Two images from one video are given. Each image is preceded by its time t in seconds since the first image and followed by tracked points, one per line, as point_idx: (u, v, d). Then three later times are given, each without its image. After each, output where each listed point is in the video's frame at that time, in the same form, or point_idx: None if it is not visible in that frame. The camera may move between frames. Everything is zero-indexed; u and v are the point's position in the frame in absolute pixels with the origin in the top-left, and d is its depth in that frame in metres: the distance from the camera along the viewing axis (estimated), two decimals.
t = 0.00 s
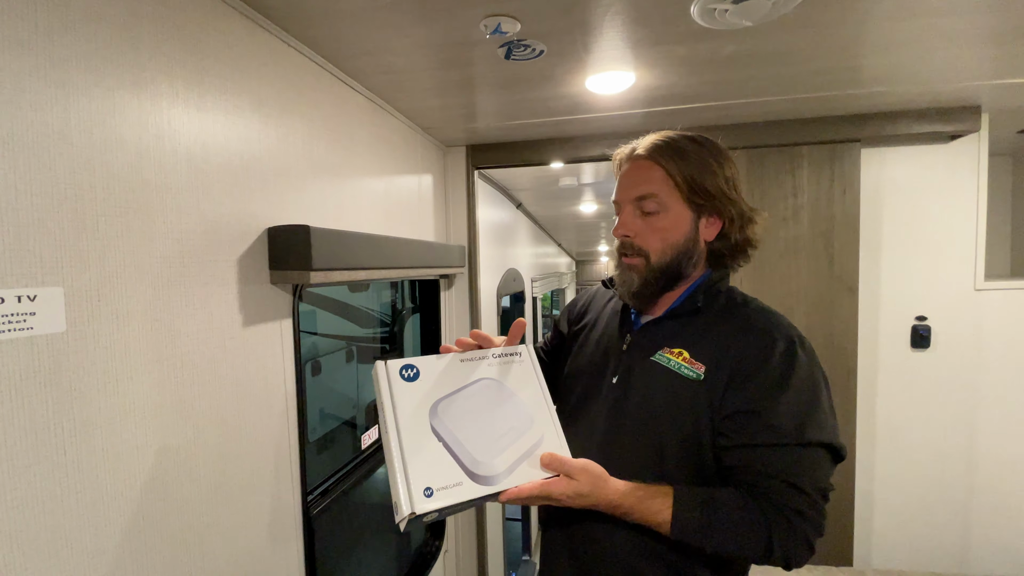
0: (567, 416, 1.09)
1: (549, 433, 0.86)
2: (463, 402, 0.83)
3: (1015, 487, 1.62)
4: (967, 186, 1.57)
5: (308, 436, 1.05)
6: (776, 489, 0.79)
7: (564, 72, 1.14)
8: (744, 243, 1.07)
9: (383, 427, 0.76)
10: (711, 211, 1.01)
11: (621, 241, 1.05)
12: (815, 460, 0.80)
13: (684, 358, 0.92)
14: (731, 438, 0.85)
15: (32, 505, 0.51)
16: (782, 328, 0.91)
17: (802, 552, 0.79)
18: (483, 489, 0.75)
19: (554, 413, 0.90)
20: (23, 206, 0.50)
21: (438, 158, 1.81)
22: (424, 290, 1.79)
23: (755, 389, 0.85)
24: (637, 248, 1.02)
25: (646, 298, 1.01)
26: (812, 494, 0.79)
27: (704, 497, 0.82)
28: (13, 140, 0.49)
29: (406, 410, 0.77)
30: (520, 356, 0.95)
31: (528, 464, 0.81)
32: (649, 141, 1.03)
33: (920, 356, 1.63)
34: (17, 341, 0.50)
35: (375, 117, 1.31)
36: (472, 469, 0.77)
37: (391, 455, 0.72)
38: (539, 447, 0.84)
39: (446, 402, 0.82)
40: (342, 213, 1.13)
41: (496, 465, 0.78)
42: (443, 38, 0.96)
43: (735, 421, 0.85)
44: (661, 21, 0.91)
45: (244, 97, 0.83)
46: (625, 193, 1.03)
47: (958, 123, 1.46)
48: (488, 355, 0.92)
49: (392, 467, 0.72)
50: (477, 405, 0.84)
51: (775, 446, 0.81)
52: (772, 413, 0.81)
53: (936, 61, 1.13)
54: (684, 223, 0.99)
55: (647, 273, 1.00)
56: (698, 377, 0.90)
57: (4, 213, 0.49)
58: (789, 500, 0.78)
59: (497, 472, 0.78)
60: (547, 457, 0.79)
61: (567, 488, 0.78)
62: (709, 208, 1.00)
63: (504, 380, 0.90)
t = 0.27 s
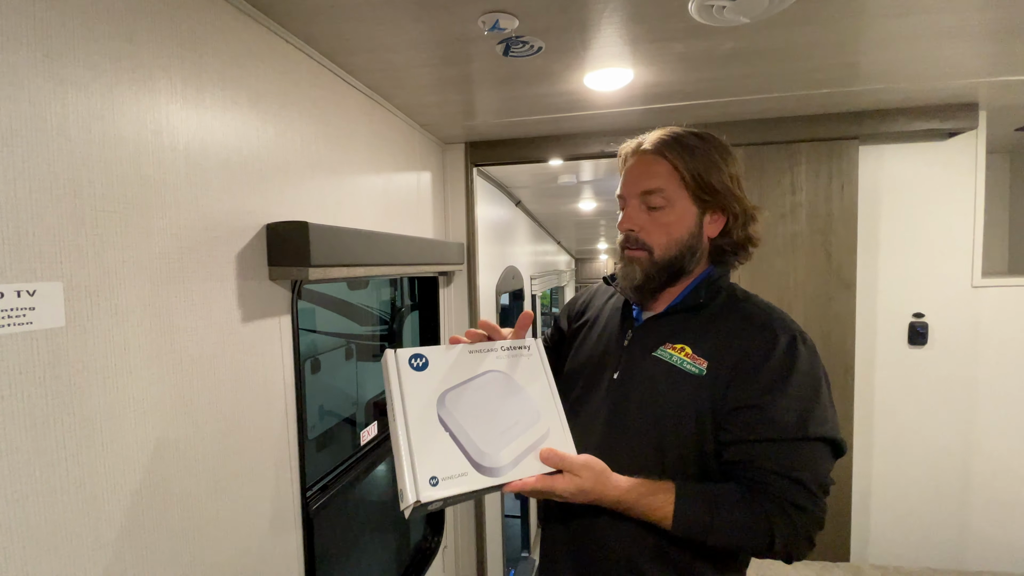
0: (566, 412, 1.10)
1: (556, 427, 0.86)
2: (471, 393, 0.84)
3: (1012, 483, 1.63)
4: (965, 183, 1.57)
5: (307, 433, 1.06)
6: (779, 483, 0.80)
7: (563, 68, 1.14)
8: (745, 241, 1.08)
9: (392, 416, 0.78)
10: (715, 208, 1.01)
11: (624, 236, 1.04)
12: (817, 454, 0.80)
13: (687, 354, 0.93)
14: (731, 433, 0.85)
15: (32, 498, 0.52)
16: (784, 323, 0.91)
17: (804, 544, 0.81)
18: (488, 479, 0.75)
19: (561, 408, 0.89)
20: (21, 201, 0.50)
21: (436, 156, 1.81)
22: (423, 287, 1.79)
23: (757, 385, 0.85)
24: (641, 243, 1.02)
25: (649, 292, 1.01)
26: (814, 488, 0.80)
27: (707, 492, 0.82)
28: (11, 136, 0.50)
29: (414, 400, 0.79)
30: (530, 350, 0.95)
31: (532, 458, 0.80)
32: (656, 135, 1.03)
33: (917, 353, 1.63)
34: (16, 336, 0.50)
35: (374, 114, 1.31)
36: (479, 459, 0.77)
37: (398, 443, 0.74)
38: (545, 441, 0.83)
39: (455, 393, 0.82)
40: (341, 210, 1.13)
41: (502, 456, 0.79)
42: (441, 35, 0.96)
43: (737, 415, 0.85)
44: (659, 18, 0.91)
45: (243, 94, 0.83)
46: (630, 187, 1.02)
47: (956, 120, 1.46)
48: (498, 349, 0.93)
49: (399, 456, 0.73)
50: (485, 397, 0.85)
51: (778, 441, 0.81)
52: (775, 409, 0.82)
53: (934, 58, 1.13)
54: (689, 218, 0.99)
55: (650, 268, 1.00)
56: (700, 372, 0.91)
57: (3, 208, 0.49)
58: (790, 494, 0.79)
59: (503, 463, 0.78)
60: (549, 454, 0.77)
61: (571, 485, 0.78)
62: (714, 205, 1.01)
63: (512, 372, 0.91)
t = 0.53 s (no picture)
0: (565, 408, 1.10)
1: (567, 422, 0.87)
2: (486, 382, 0.86)
3: (1008, 478, 1.64)
4: (962, 180, 1.58)
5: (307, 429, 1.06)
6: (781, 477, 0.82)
7: (561, 66, 1.15)
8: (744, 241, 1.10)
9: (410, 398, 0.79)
10: (720, 204, 1.03)
11: (631, 229, 1.04)
12: (822, 448, 0.82)
13: (693, 351, 0.94)
14: (739, 429, 0.87)
15: (37, 490, 0.52)
16: (788, 321, 0.92)
17: (813, 538, 0.82)
18: (500, 464, 0.76)
19: (573, 403, 0.90)
20: (26, 196, 0.51)
21: (436, 153, 1.82)
22: (423, 284, 1.80)
23: (764, 382, 0.86)
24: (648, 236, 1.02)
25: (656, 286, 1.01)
26: (821, 481, 0.81)
27: (715, 487, 0.84)
28: (16, 132, 0.50)
29: (431, 384, 0.81)
30: (545, 347, 0.97)
31: (543, 449, 0.81)
32: (665, 129, 1.04)
33: (914, 350, 1.64)
34: (20, 329, 0.51)
35: (374, 111, 1.31)
36: (491, 444, 0.78)
37: (415, 423, 0.75)
38: (556, 433, 0.84)
39: (471, 381, 0.84)
40: (341, 207, 1.14)
41: (514, 444, 0.79)
42: (441, 32, 0.96)
43: (744, 412, 0.87)
44: (657, 15, 0.92)
45: (243, 90, 0.83)
46: (639, 179, 1.02)
47: (953, 118, 1.47)
48: (513, 343, 0.95)
49: (416, 436, 0.74)
50: (499, 386, 0.86)
51: (784, 436, 0.82)
52: (781, 405, 0.83)
53: (930, 56, 1.14)
54: (696, 213, 1.00)
55: (658, 261, 0.99)
56: (707, 370, 0.92)
57: (7, 203, 0.49)
58: (798, 488, 0.81)
59: (515, 450, 0.79)
60: (562, 445, 0.79)
61: (582, 477, 0.79)
62: (719, 201, 1.02)
63: (527, 366, 0.92)
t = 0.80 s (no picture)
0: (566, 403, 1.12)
1: (572, 420, 0.88)
2: (488, 387, 0.87)
3: (1003, 473, 1.66)
4: (959, 178, 1.59)
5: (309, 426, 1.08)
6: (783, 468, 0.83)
7: (562, 64, 1.16)
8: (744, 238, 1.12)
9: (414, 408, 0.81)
10: (723, 202, 1.05)
11: (636, 226, 1.05)
12: (828, 438, 0.85)
13: (698, 346, 0.95)
14: (746, 421, 0.89)
15: (53, 479, 0.54)
16: (790, 315, 0.94)
17: (820, 525, 0.84)
18: (509, 464, 0.77)
19: (576, 402, 0.92)
20: (41, 192, 0.52)
21: (437, 151, 1.83)
22: (424, 281, 1.81)
23: (769, 374, 0.88)
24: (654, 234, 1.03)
25: (661, 283, 1.02)
26: (827, 470, 0.83)
27: (723, 478, 0.86)
28: (32, 130, 0.52)
29: (435, 392, 0.82)
30: (543, 351, 0.99)
31: (550, 448, 0.82)
32: (670, 128, 1.05)
33: (911, 347, 1.66)
34: (36, 322, 0.52)
35: (376, 109, 1.32)
36: (498, 446, 0.79)
37: (422, 431, 0.76)
38: (562, 432, 0.85)
39: (473, 387, 0.86)
40: (344, 204, 1.15)
41: (521, 445, 0.81)
42: (443, 31, 0.98)
43: (750, 404, 0.89)
44: (657, 15, 0.93)
45: (249, 89, 0.84)
46: (645, 177, 1.03)
47: (949, 116, 1.48)
48: (512, 349, 0.97)
49: (423, 443, 0.75)
50: (502, 391, 0.88)
51: (790, 427, 0.85)
52: (787, 395, 0.85)
53: (927, 54, 1.15)
54: (701, 210, 1.01)
55: (664, 258, 1.01)
56: (714, 363, 0.93)
57: (22, 199, 0.50)
58: (804, 477, 0.83)
59: (522, 451, 0.80)
60: (567, 443, 0.80)
61: (589, 473, 0.80)
62: (723, 199, 1.04)
63: (528, 370, 0.94)
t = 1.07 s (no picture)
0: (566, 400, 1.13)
1: (576, 417, 0.89)
2: (493, 386, 0.88)
3: (998, 469, 1.68)
4: (955, 177, 1.61)
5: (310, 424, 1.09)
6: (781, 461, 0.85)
7: (562, 64, 1.17)
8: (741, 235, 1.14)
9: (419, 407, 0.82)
10: (721, 199, 1.06)
11: (636, 224, 1.06)
12: (824, 430, 0.87)
13: (698, 342, 0.96)
14: (748, 415, 0.90)
15: (64, 472, 0.55)
16: (787, 310, 0.96)
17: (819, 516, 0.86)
18: (516, 464, 0.78)
19: (579, 399, 0.93)
20: (53, 191, 0.53)
21: (437, 150, 1.84)
22: (424, 280, 1.83)
23: (770, 368, 0.90)
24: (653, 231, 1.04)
25: (661, 280, 1.03)
26: (824, 461, 0.85)
27: (724, 473, 0.86)
28: (44, 130, 0.53)
29: (441, 391, 0.83)
30: (545, 348, 1.00)
31: (555, 447, 0.83)
32: (668, 126, 1.06)
33: (908, 344, 1.67)
34: (48, 318, 0.53)
35: (377, 108, 1.33)
36: (505, 446, 0.80)
37: (429, 432, 0.77)
38: (566, 430, 0.87)
39: (478, 386, 0.87)
40: (346, 203, 1.16)
41: (527, 443, 0.82)
42: (444, 31, 0.98)
43: (751, 399, 0.90)
44: (656, 15, 0.94)
45: (252, 88, 0.85)
46: (644, 175, 1.04)
47: (945, 115, 1.49)
48: (514, 346, 0.97)
49: (430, 444, 0.76)
50: (506, 389, 0.89)
51: (789, 420, 0.86)
52: (788, 388, 0.87)
53: (923, 54, 1.16)
54: (700, 207, 1.03)
55: (664, 254, 1.02)
56: (714, 359, 0.94)
57: (33, 197, 0.51)
58: (803, 468, 0.85)
59: (528, 449, 0.81)
60: (571, 441, 0.81)
61: (594, 470, 0.81)
62: (721, 196, 1.05)
63: (531, 367, 0.95)
